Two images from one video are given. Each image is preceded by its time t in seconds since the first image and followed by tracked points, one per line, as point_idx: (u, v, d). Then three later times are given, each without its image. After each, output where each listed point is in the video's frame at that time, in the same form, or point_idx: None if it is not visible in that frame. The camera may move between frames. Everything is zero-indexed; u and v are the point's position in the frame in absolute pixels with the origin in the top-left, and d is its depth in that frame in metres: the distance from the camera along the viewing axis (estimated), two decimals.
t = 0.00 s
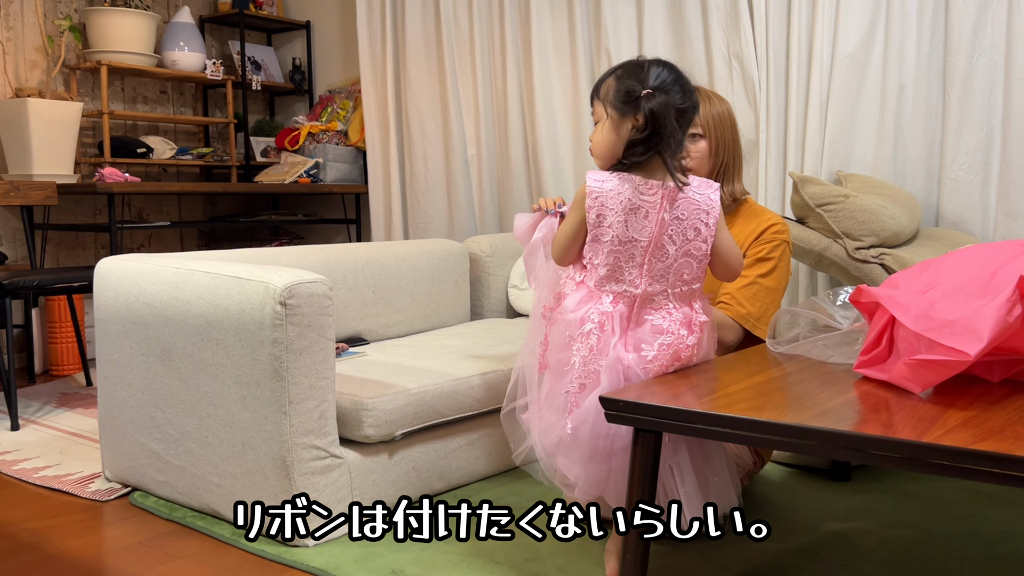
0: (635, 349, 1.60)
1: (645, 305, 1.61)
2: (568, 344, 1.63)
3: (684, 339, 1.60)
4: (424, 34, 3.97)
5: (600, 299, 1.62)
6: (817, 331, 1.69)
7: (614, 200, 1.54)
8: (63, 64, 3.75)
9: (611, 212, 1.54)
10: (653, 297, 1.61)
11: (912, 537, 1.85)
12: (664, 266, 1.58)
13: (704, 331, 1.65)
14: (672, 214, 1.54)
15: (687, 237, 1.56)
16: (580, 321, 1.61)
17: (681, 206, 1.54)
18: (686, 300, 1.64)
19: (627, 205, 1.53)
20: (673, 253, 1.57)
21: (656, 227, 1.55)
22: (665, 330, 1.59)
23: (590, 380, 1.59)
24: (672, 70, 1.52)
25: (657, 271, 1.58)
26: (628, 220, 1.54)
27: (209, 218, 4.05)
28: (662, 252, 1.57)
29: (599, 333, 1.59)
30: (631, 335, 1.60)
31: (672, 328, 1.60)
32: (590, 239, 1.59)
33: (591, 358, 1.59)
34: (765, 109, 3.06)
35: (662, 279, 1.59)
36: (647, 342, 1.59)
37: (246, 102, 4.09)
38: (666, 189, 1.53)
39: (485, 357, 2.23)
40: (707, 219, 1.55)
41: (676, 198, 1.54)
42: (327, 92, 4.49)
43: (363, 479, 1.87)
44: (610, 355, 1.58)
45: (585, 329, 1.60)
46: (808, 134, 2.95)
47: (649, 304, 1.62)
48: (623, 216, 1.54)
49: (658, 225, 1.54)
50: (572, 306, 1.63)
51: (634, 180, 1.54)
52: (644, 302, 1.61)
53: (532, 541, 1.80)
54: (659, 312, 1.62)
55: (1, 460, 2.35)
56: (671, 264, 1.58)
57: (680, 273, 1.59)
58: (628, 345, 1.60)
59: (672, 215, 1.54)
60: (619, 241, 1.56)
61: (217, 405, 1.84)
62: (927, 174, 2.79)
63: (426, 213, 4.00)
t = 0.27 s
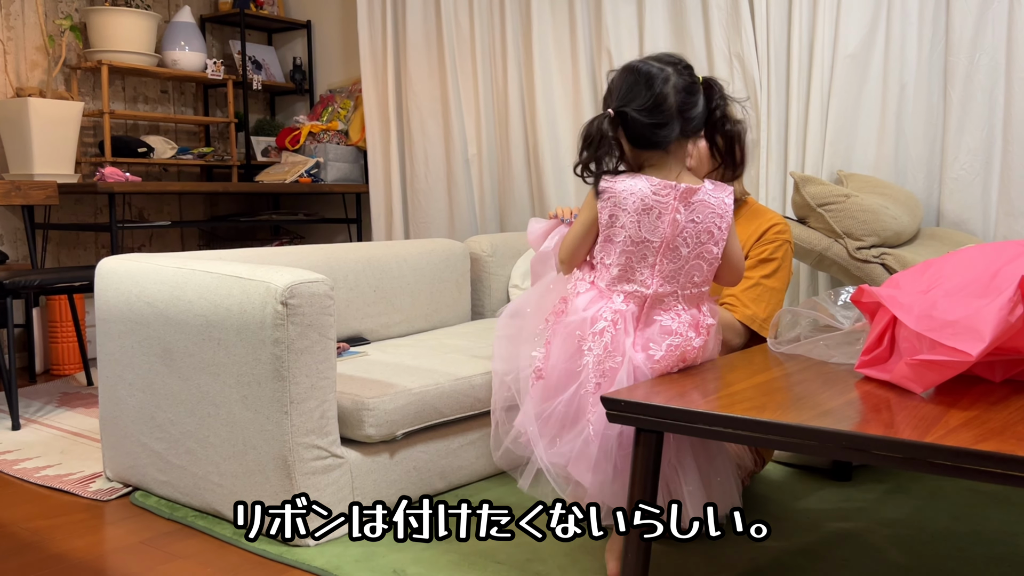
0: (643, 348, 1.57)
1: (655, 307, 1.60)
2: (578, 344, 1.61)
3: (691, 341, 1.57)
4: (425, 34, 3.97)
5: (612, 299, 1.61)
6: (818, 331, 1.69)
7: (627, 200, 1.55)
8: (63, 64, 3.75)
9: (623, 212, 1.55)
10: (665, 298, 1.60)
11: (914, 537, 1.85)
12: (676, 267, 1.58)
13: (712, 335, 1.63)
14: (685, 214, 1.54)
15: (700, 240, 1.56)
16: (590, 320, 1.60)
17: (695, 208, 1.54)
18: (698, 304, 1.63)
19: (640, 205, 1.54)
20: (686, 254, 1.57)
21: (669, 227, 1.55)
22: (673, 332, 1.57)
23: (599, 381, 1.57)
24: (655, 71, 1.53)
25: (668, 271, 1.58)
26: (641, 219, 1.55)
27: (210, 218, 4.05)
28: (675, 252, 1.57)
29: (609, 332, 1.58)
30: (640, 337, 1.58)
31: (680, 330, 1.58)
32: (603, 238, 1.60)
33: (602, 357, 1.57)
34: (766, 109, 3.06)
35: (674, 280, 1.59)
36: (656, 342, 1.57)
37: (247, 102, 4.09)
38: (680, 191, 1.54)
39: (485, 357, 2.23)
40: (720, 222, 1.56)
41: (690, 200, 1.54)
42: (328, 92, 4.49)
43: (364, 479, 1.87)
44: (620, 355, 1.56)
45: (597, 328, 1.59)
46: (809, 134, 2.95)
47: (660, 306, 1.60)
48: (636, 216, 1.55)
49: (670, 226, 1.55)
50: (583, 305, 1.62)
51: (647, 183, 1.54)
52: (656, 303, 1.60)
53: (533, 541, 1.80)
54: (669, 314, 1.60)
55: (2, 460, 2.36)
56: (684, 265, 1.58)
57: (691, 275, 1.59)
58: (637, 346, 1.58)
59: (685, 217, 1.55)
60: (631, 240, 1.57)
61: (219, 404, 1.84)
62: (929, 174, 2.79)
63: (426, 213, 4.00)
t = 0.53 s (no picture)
0: (651, 353, 1.56)
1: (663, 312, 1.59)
2: (588, 353, 1.57)
3: (699, 344, 1.56)
4: (425, 33, 3.97)
5: (619, 305, 1.59)
6: (819, 331, 1.68)
7: (635, 206, 1.55)
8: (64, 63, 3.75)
9: (631, 217, 1.55)
10: (673, 303, 1.60)
11: (914, 537, 1.85)
12: (684, 271, 1.58)
13: (718, 339, 1.63)
14: (693, 218, 1.55)
15: (708, 244, 1.57)
16: (599, 328, 1.57)
17: (703, 212, 1.56)
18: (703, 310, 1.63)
19: (647, 210, 1.55)
20: (694, 258, 1.57)
21: (677, 231, 1.55)
22: (680, 336, 1.57)
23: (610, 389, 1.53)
24: (668, 72, 1.52)
25: (677, 276, 1.58)
26: (649, 224, 1.55)
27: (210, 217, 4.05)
28: (684, 257, 1.56)
29: (620, 338, 1.55)
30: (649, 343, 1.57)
31: (688, 334, 1.57)
32: (611, 244, 1.59)
33: (613, 363, 1.54)
34: (766, 108, 3.06)
35: (682, 285, 1.59)
36: (665, 346, 1.55)
37: (247, 102, 4.09)
38: (687, 195, 1.55)
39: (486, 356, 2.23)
40: (726, 226, 1.57)
41: (697, 204, 1.55)
42: (328, 91, 4.49)
43: (364, 479, 1.87)
44: (631, 361, 1.54)
45: (607, 335, 1.56)
46: (809, 133, 2.95)
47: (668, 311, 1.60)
48: (644, 221, 1.55)
49: (678, 230, 1.55)
50: (591, 313, 1.60)
51: (653, 186, 1.56)
52: (664, 308, 1.59)
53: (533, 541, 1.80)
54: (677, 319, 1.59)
55: (2, 459, 2.35)
56: (691, 269, 1.58)
57: (699, 280, 1.59)
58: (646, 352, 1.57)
59: (693, 221, 1.55)
60: (640, 245, 1.56)
61: (220, 404, 1.84)
62: (929, 173, 2.79)
63: (427, 212, 4.00)
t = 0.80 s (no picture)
0: (653, 356, 1.57)
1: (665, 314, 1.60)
2: (593, 357, 1.57)
3: (700, 346, 1.58)
4: (425, 32, 3.97)
5: (622, 308, 1.60)
6: (818, 330, 1.68)
7: (635, 207, 1.54)
8: (64, 63, 3.74)
9: (633, 219, 1.54)
10: (674, 305, 1.60)
11: (915, 537, 1.85)
12: (685, 273, 1.58)
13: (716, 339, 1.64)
14: (692, 219, 1.55)
15: (707, 245, 1.57)
16: (603, 332, 1.57)
17: (702, 213, 1.55)
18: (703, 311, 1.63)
19: (647, 211, 1.54)
20: (695, 259, 1.57)
21: (677, 232, 1.55)
22: (682, 338, 1.58)
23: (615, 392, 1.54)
24: (664, 70, 1.52)
25: (678, 277, 1.58)
26: (650, 226, 1.54)
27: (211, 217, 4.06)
28: (685, 258, 1.56)
29: (625, 341, 1.55)
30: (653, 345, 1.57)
31: (689, 336, 1.58)
32: (611, 246, 1.58)
33: (619, 367, 1.54)
34: (766, 108, 3.06)
35: (684, 287, 1.59)
36: (668, 349, 1.56)
37: (247, 101, 4.09)
38: (686, 196, 1.54)
39: (486, 356, 2.23)
40: (725, 226, 1.57)
41: (697, 205, 1.55)
42: (328, 90, 4.49)
43: (364, 478, 1.87)
44: (635, 365, 1.54)
45: (613, 339, 1.56)
46: (809, 132, 2.95)
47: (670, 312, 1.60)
48: (645, 223, 1.54)
49: (679, 231, 1.55)
50: (595, 317, 1.60)
51: (653, 185, 1.54)
52: (666, 310, 1.60)
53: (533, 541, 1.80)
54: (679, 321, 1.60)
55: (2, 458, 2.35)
56: (693, 270, 1.58)
57: (699, 281, 1.59)
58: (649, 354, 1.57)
59: (692, 222, 1.55)
60: (640, 248, 1.55)
61: (219, 403, 1.84)
62: (930, 173, 2.79)
63: (427, 211, 4.00)
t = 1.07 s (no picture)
0: (642, 354, 1.57)
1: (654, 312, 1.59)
2: (583, 354, 1.59)
3: (690, 346, 1.56)
4: (425, 31, 3.97)
5: (612, 304, 1.60)
6: (817, 328, 1.68)
7: (626, 202, 1.53)
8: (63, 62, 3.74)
9: (624, 215, 1.54)
10: (663, 303, 1.59)
11: (914, 536, 1.85)
12: (675, 270, 1.57)
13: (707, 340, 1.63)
14: (681, 217, 1.54)
15: (697, 245, 1.57)
16: (593, 329, 1.58)
17: (693, 213, 1.55)
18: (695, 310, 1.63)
19: (638, 207, 1.53)
20: (685, 257, 1.57)
21: (666, 229, 1.54)
22: (671, 337, 1.57)
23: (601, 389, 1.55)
24: (651, 66, 1.53)
25: (667, 275, 1.57)
26: (639, 222, 1.54)
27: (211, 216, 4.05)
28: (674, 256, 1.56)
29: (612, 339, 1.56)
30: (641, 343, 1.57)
31: (679, 335, 1.57)
32: (605, 240, 1.57)
33: (608, 364, 1.55)
34: (766, 107, 3.06)
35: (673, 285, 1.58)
36: (656, 347, 1.56)
37: (247, 100, 4.09)
38: (677, 194, 1.54)
39: (485, 355, 2.23)
40: (716, 226, 1.56)
41: (688, 203, 1.55)
42: (328, 89, 4.48)
43: (364, 477, 1.88)
44: (622, 362, 1.55)
45: (602, 335, 1.57)
46: (809, 131, 2.95)
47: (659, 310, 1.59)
48: (635, 219, 1.54)
49: (668, 229, 1.54)
50: (585, 314, 1.61)
51: (645, 181, 1.54)
52: (655, 308, 1.59)
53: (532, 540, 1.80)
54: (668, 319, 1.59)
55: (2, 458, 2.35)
56: (682, 268, 1.57)
57: (689, 280, 1.59)
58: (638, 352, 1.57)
59: (683, 220, 1.55)
60: (630, 244, 1.56)
61: (219, 402, 1.84)
62: (929, 172, 2.79)
63: (427, 210, 4.00)
